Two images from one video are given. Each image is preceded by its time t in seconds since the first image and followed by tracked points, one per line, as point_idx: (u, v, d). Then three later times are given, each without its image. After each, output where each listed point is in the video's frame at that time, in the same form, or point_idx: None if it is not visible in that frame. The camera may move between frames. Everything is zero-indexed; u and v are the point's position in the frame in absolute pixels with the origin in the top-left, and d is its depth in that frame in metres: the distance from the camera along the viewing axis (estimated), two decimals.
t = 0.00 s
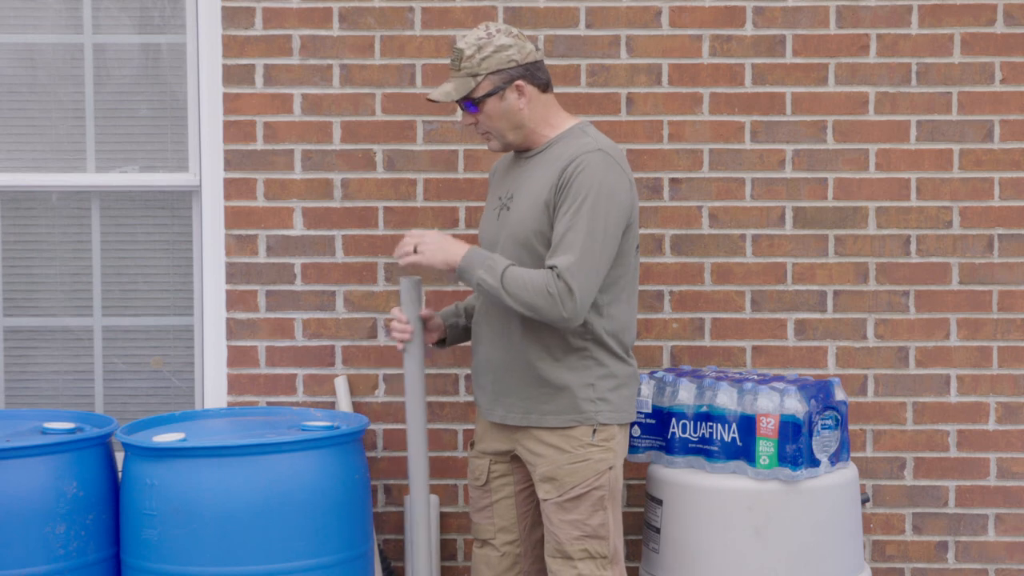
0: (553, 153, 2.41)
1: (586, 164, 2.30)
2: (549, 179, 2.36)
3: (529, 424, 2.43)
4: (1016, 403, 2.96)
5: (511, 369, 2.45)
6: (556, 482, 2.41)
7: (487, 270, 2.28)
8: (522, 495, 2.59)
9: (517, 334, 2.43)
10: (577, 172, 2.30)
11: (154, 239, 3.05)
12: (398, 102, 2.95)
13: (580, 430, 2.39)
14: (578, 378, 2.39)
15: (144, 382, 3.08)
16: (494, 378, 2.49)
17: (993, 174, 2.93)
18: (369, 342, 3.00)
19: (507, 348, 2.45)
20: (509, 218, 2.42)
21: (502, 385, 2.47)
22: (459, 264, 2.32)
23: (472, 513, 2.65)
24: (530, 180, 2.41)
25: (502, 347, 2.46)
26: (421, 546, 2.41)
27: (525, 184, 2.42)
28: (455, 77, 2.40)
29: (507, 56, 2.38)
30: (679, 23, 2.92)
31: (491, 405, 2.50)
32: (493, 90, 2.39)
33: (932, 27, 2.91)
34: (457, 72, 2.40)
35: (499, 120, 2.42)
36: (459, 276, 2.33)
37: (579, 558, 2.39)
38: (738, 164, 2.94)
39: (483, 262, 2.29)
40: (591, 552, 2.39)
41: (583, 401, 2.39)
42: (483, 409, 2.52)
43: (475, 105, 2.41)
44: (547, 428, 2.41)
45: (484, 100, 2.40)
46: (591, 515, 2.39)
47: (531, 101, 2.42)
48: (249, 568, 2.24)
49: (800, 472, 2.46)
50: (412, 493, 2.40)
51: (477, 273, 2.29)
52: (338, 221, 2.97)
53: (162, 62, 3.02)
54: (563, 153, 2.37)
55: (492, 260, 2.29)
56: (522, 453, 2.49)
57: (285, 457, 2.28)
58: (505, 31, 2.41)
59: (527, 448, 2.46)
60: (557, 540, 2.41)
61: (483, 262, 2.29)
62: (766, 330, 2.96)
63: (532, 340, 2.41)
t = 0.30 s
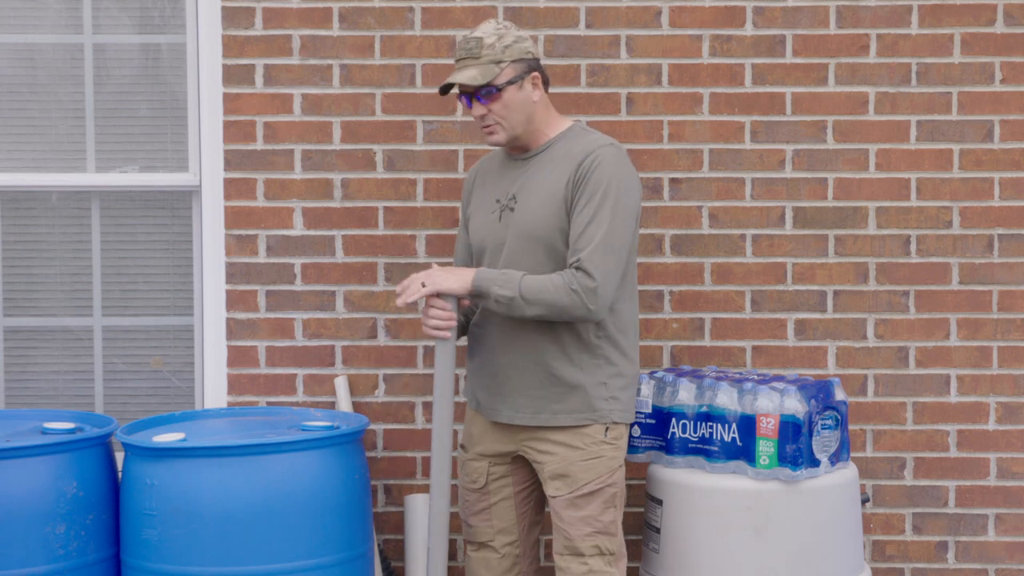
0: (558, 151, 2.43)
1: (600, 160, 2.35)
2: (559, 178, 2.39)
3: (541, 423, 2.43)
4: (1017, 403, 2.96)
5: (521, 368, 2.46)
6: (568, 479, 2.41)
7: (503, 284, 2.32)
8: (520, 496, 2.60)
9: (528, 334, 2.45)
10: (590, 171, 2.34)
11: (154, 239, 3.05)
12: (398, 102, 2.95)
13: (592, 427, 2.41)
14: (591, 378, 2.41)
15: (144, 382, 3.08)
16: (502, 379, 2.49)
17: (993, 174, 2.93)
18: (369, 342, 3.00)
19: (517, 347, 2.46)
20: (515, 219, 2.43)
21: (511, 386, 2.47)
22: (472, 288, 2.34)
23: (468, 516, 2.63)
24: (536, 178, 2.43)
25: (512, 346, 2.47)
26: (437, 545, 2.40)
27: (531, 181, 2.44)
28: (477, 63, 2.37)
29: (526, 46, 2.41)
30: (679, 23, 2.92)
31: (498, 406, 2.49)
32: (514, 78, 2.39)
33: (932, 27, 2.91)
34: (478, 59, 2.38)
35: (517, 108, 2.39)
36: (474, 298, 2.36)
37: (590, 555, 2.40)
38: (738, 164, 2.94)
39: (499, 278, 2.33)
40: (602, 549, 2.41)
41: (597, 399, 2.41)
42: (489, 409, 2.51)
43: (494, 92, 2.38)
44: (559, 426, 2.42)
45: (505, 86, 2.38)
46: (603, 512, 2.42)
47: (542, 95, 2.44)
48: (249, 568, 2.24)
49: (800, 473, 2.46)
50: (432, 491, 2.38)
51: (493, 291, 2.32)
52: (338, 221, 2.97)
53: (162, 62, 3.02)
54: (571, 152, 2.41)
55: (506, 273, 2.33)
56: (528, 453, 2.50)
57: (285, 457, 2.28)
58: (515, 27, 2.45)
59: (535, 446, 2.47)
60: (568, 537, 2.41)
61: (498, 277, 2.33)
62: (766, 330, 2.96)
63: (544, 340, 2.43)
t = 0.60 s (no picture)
0: (559, 150, 2.46)
1: (607, 158, 2.40)
2: (564, 176, 2.42)
3: (549, 422, 2.43)
4: (1017, 403, 2.96)
5: (527, 368, 2.46)
6: (576, 478, 2.43)
7: (517, 284, 2.32)
8: (518, 499, 2.61)
9: (534, 333, 2.45)
10: (599, 168, 2.38)
11: (154, 239, 3.05)
12: (398, 102, 2.95)
13: (600, 425, 2.43)
14: (598, 376, 2.43)
15: (144, 382, 3.08)
16: (506, 379, 2.48)
17: (993, 174, 2.93)
18: (369, 342, 3.00)
19: (523, 347, 2.46)
20: (518, 218, 2.44)
21: (516, 386, 2.47)
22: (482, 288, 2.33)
23: (465, 520, 2.61)
24: (538, 177, 2.45)
25: (517, 346, 2.47)
26: (439, 545, 2.35)
27: (533, 179, 2.45)
28: (507, 43, 2.39)
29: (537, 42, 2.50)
30: (679, 23, 2.92)
31: (502, 407, 2.49)
32: (535, 66, 2.44)
33: (932, 27, 2.91)
34: (509, 39, 2.39)
35: (536, 94, 2.44)
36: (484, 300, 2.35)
37: (601, 552, 2.42)
38: (738, 164, 2.94)
39: (512, 277, 2.33)
40: (613, 546, 2.43)
41: (605, 397, 2.42)
42: (493, 410, 2.51)
43: (520, 74, 2.41)
44: (567, 425, 2.42)
45: (529, 70, 2.42)
46: (612, 509, 2.45)
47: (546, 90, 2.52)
48: (249, 568, 2.24)
49: (800, 472, 2.46)
50: (437, 490, 2.33)
51: (505, 292, 2.32)
52: (338, 221, 2.97)
53: (162, 62, 3.02)
54: (573, 151, 2.44)
55: (518, 273, 2.33)
56: (531, 453, 2.50)
57: (285, 457, 2.28)
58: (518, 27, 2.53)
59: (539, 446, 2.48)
60: (578, 535, 2.42)
61: (509, 278, 2.33)
62: (766, 330, 2.96)
63: (549, 340, 2.44)
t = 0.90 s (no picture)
0: (556, 153, 2.48)
1: (609, 162, 2.43)
2: (564, 179, 2.43)
3: (541, 423, 2.44)
4: (1016, 403, 2.96)
5: (519, 369, 2.46)
6: (569, 478, 2.43)
7: (548, 278, 2.29)
8: (510, 500, 2.61)
9: (525, 333, 2.45)
10: (601, 172, 2.41)
11: (154, 239, 3.05)
12: (398, 102, 2.95)
13: (592, 425, 2.45)
14: (589, 376, 2.45)
15: (144, 382, 3.08)
16: (497, 379, 2.48)
17: (993, 174, 2.93)
18: (369, 342, 3.00)
19: (514, 348, 2.46)
20: (514, 218, 2.44)
21: (506, 387, 2.47)
22: (514, 276, 2.26)
23: (457, 523, 2.60)
24: (535, 179, 2.45)
25: (508, 346, 2.47)
26: (438, 544, 2.37)
27: (530, 181, 2.46)
28: (508, 36, 2.42)
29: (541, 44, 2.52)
30: (679, 23, 2.92)
31: (493, 408, 2.49)
32: (535, 64, 2.46)
33: (932, 27, 2.91)
34: (512, 33, 2.42)
35: (531, 92, 2.45)
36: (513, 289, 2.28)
37: (594, 551, 2.43)
38: (738, 164, 2.94)
39: (544, 271, 2.29)
40: (606, 545, 2.44)
41: (597, 398, 2.45)
42: (483, 411, 2.50)
43: (518, 69, 2.42)
44: (559, 426, 2.43)
45: (528, 68, 2.44)
46: (605, 509, 2.46)
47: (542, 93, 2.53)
48: (249, 568, 2.24)
49: (800, 473, 2.46)
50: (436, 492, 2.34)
51: (536, 284, 2.28)
52: (338, 221, 2.97)
53: (162, 62, 3.02)
54: (572, 155, 2.46)
55: (550, 267, 2.30)
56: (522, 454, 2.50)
57: (285, 457, 2.28)
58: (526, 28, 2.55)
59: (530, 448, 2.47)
60: (571, 535, 2.43)
61: (541, 271, 2.29)
62: (766, 330, 2.96)
63: (541, 340, 2.44)
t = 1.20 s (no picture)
0: (549, 152, 2.48)
1: (604, 159, 2.45)
2: (560, 176, 2.44)
3: (538, 420, 2.44)
4: (1017, 403, 2.96)
5: (513, 366, 2.46)
6: (560, 467, 2.42)
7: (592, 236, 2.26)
8: (505, 501, 2.61)
9: (519, 331, 2.45)
10: (598, 169, 2.43)
11: (154, 240, 3.05)
12: (398, 102, 2.95)
13: (585, 418, 2.44)
14: (582, 370, 2.45)
15: (144, 382, 3.08)
16: (492, 378, 2.49)
17: (993, 174, 2.93)
18: (369, 342, 3.00)
19: (508, 346, 2.46)
20: (509, 216, 2.44)
21: (501, 384, 2.48)
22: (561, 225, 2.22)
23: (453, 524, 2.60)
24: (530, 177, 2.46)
25: (502, 345, 2.46)
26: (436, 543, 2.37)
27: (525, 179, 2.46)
28: (506, 31, 2.44)
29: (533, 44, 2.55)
30: (679, 23, 2.92)
31: (490, 406, 2.49)
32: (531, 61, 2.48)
33: (932, 27, 2.91)
34: (508, 29, 2.45)
35: (529, 88, 2.46)
36: (563, 233, 2.22)
37: (585, 541, 2.40)
38: (738, 164, 2.94)
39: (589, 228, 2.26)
40: (596, 535, 2.42)
41: (591, 392, 2.45)
42: (480, 410, 2.51)
43: (516, 65, 2.43)
44: (556, 422, 2.43)
45: (526, 63, 2.44)
46: (595, 499, 2.45)
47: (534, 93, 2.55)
48: (249, 568, 2.24)
49: (800, 473, 2.46)
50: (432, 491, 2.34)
51: (582, 235, 2.23)
52: (337, 221, 2.97)
53: (162, 62, 3.02)
54: (565, 154, 2.47)
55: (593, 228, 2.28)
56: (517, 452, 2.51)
57: (285, 457, 2.28)
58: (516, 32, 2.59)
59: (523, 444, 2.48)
60: (563, 524, 2.41)
61: (588, 227, 2.26)
62: (766, 330, 2.96)
63: (535, 337, 2.45)
